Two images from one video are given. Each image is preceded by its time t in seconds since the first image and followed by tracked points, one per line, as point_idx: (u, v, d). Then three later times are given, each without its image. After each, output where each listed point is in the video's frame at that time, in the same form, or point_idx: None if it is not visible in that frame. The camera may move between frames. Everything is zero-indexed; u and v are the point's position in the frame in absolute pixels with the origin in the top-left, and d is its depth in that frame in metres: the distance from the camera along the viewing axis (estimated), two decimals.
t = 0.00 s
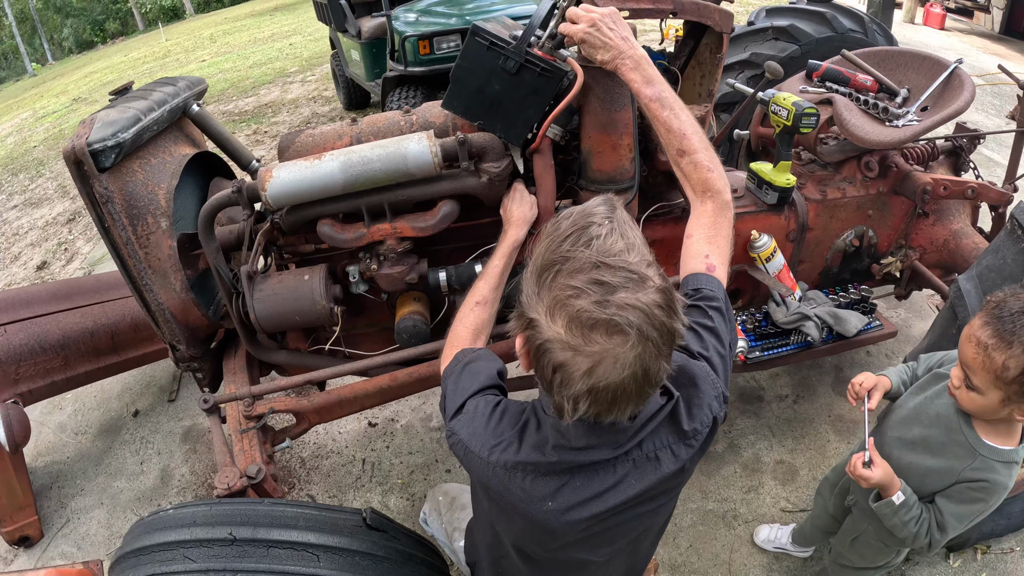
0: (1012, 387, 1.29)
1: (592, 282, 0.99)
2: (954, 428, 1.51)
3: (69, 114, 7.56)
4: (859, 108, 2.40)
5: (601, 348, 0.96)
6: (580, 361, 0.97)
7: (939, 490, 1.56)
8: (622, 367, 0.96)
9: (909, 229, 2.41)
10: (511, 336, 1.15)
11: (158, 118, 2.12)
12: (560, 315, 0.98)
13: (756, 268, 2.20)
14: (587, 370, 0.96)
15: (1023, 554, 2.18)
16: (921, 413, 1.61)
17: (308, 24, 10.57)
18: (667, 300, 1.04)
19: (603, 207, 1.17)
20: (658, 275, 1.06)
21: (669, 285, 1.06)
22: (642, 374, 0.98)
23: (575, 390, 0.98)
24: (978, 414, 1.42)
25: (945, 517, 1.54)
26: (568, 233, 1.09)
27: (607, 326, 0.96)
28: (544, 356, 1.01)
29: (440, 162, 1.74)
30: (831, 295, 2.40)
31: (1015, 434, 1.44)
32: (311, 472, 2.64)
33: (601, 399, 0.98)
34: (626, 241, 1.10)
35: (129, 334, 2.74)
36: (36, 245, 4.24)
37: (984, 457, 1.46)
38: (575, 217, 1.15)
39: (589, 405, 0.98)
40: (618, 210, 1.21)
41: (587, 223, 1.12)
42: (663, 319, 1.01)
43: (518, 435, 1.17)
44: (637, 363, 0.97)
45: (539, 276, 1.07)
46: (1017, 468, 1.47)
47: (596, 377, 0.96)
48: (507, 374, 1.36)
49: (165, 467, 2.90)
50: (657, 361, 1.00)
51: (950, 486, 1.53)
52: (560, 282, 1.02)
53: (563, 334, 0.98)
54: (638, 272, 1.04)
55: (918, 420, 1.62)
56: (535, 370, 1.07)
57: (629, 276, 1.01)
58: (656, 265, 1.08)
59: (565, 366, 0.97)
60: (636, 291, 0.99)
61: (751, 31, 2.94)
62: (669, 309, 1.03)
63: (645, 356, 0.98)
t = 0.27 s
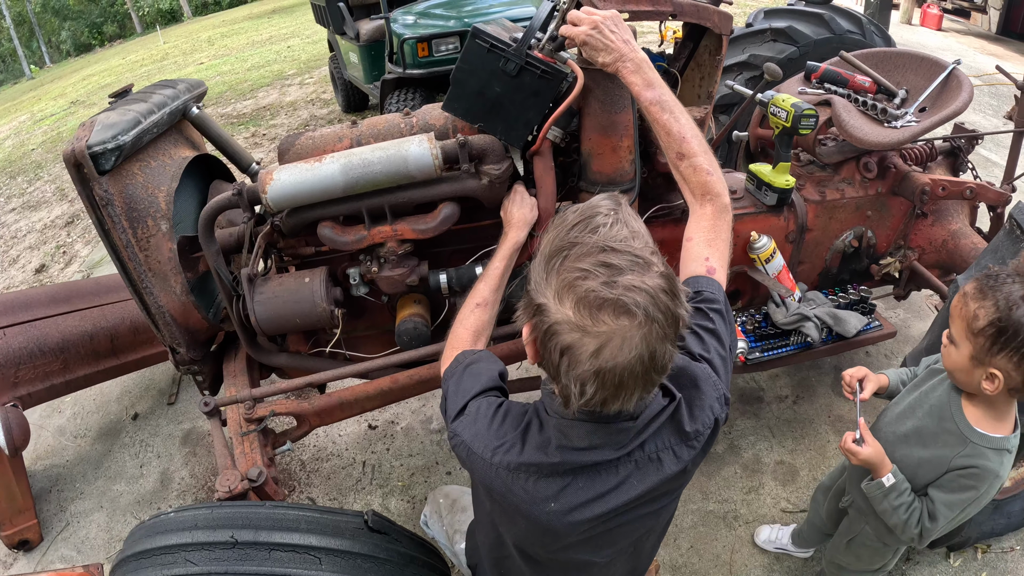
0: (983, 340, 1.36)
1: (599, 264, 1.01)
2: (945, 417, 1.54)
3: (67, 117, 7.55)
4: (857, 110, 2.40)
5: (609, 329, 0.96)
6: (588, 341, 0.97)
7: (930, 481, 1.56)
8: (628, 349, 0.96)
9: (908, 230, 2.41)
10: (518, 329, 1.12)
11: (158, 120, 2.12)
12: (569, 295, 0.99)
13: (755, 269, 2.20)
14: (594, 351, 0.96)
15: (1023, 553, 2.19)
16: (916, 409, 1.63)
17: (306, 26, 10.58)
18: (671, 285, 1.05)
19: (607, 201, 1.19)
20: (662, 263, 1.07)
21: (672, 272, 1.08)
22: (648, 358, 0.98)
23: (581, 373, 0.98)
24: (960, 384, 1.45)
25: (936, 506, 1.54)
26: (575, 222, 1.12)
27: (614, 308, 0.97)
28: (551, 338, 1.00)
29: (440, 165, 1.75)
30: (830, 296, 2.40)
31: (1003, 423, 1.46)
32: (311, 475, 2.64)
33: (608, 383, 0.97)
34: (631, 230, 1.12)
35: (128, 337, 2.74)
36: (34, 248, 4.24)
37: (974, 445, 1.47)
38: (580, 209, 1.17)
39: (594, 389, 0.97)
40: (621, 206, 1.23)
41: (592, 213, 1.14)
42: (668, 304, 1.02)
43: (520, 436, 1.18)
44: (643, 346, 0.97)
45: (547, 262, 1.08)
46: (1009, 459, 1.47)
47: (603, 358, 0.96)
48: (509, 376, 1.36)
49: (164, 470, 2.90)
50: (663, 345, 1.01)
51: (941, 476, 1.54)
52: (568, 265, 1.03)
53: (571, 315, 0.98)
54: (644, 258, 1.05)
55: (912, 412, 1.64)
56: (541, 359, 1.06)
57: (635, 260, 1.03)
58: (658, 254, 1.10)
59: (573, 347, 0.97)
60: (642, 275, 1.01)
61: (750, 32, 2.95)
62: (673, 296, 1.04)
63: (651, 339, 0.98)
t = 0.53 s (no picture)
0: (955, 317, 1.42)
1: (576, 278, 1.01)
2: (927, 407, 1.56)
3: (65, 120, 7.54)
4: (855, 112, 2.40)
5: (587, 343, 0.97)
6: (568, 356, 0.99)
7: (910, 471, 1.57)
8: (609, 361, 0.97)
9: (906, 231, 2.42)
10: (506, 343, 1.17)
11: (156, 124, 2.12)
12: (546, 311, 1.00)
13: (753, 272, 2.20)
14: (575, 365, 0.98)
15: (1022, 553, 2.19)
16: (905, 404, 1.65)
17: (304, 29, 10.58)
18: (653, 292, 1.04)
19: (587, 209, 1.18)
20: (643, 270, 1.06)
21: (654, 280, 1.06)
22: (631, 368, 0.98)
23: (564, 386, 1.00)
24: (938, 365, 1.49)
25: (912, 494, 1.54)
26: (553, 232, 1.11)
27: (592, 321, 0.98)
28: (533, 353, 1.03)
29: (439, 168, 1.75)
30: (828, 298, 2.40)
31: (982, 414, 1.46)
32: (309, 478, 2.64)
33: (591, 396, 0.99)
34: (610, 238, 1.10)
35: (126, 341, 2.74)
36: (32, 251, 4.23)
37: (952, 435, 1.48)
38: (561, 218, 1.16)
39: (578, 401, 1.00)
40: (604, 212, 1.22)
41: (572, 223, 1.13)
42: (649, 313, 1.01)
43: (514, 439, 1.17)
44: (624, 358, 0.97)
45: (526, 276, 1.09)
46: (988, 452, 1.46)
47: (584, 372, 0.98)
48: (504, 380, 1.36)
49: (163, 474, 2.89)
50: (645, 355, 1.00)
51: (921, 465, 1.54)
52: (546, 279, 1.03)
53: (550, 330, 1.00)
54: (622, 268, 1.04)
55: (899, 403, 1.66)
56: (528, 371, 1.09)
57: (613, 271, 1.02)
58: (640, 260, 1.09)
59: (553, 362, 0.99)
60: (621, 285, 1.00)
61: (747, 35, 2.96)
62: (655, 304, 1.03)
63: (632, 350, 0.98)
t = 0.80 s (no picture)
0: (944, 305, 1.45)
1: (580, 289, 1.00)
2: (915, 395, 1.58)
3: (62, 123, 7.53)
4: (855, 115, 2.40)
5: (593, 354, 0.97)
6: (573, 366, 0.98)
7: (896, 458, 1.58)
8: (614, 371, 0.97)
9: (905, 234, 2.42)
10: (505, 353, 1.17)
11: (155, 129, 2.11)
12: (550, 322, 1.00)
13: (753, 274, 2.20)
14: (580, 376, 0.98)
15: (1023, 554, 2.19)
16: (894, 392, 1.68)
17: (301, 31, 10.57)
18: (656, 301, 1.04)
19: (586, 215, 1.17)
20: (645, 278, 1.06)
21: (656, 287, 1.06)
22: (635, 378, 0.99)
23: (569, 397, 1.00)
24: (927, 355, 1.52)
25: (894, 480, 1.54)
26: (554, 240, 1.10)
27: (597, 332, 0.97)
28: (537, 365, 1.02)
29: (439, 172, 1.74)
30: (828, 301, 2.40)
31: (971, 403, 1.48)
32: (309, 483, 2.63)
33: (596, 405, 1.00)
34: (611, 246, 1.09)
35: (125, 345, 2.73)
36: (30, 255, 4.22)
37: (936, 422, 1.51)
38: (560, 226, 1.15)
39: (583, 412, 1.00)
40: (602, 218, 1.21)
41: (572, 231, 1.12)
42: (653, 321, 1.01)
43: (515, 445, 1.17)
44: (629, 367, 0.98)
45: (527, 287, 1.08)
46: (972, 441, 1.47)
47: (589, 383, 0.98)
48: (504, 386, 1.36)
49: (162, 479, 2.88)
50: (649, 363, 1.01)
51: (905, 452, 1.55)
52: (549, 290, 1.03)
53: (554, 341, 0.99)
54: (625, 277, 1.04)
55: (890, 393, 1.68)
56: (530, 381, 1.08)
57: (616, 281, 1.01)
58: (642, 268, 1.08)
59: (558, 374, 0.99)
60: (624, 295, 1.00)
61: (746, 37, 2.96)
62: (658, 312, 1.03)
63: (637, 359, 0.99)
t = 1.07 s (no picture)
0: (955, 298, 1.43)
1: (567, 306, 1.00)
2: (905, 392, 1.59)
3: (59, 126, 7.51)
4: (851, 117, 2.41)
5: (582, 370, 0.98)
6: (563, 383, 0.99)
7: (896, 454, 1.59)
8: (604, 387, 0.97)
9: (902, 235, 2.43)
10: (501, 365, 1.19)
11: (152, 134, 2.11)
12: (538, 341, 1.01)
13: (751, 277, 2.20)
14: (571, 393, 0.99)
15: (1021, 554, 2.20)
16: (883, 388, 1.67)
17: (298, 34, 10.57)
18: (647, 315, 1.04)
19: (579, 226, 1.17)
20: (636, 291, 1.06)
21: (648, 299, 1.06)
22: (627, 393, 0.99)
23: (562, 412, 1.01)
24: (919, 349, 1.51)
25: (899, 476, 1.54)
26: (543, 255, 1.10)
27: (586, 349, 0.98)
28: (530, 381, 1.04)
29: (436, 177, 1.74)
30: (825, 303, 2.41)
31: (960, 393, 1.51)
32: (307, 487, 2.63)
33: (588, 419, 1.00)
34: (600, 260, 1.09)
35: (122, 350, 2.72)
36: (26, 259, 4.21)
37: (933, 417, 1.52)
38: (552, 238, 1.15)
39: (576, 427, 1.00)
40: (596, 227, 1.21)
41: (562, 244, 1.12)
42: (644, 336, 1.01)
43: (516, 453, 1.17)
44: (620, 383, 0.98)
45: (516, 303, 1.09)
46: (969, 430, 1.49)
47: (579, 399, 0.98)
48: (505, 392, 1.36)
49: (160, 484, 2.88)
50: (642, 377, 1.00)
51: (906, 448, 1.56)
52: (537, 307, 1.03)
53: (544, 359, 1.00)
54: (614, 291, 1.04)
55: (879, 391, 1.69)
56: (525, 394, 1.10)
57: (604, 297, 1.01)
58: (634, 281, 1.08)
59: (549, 390, 1.00)
60: (613, 311, 1.00)
61: (742, 40, 2.97)
62: (649, 325, 1.03)
63: (628, 374, 0.98)
